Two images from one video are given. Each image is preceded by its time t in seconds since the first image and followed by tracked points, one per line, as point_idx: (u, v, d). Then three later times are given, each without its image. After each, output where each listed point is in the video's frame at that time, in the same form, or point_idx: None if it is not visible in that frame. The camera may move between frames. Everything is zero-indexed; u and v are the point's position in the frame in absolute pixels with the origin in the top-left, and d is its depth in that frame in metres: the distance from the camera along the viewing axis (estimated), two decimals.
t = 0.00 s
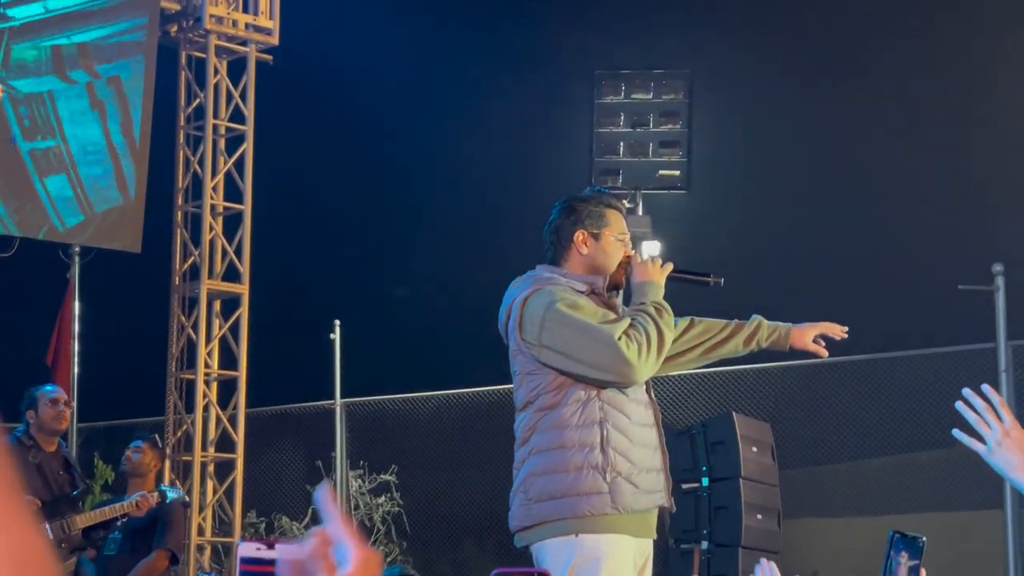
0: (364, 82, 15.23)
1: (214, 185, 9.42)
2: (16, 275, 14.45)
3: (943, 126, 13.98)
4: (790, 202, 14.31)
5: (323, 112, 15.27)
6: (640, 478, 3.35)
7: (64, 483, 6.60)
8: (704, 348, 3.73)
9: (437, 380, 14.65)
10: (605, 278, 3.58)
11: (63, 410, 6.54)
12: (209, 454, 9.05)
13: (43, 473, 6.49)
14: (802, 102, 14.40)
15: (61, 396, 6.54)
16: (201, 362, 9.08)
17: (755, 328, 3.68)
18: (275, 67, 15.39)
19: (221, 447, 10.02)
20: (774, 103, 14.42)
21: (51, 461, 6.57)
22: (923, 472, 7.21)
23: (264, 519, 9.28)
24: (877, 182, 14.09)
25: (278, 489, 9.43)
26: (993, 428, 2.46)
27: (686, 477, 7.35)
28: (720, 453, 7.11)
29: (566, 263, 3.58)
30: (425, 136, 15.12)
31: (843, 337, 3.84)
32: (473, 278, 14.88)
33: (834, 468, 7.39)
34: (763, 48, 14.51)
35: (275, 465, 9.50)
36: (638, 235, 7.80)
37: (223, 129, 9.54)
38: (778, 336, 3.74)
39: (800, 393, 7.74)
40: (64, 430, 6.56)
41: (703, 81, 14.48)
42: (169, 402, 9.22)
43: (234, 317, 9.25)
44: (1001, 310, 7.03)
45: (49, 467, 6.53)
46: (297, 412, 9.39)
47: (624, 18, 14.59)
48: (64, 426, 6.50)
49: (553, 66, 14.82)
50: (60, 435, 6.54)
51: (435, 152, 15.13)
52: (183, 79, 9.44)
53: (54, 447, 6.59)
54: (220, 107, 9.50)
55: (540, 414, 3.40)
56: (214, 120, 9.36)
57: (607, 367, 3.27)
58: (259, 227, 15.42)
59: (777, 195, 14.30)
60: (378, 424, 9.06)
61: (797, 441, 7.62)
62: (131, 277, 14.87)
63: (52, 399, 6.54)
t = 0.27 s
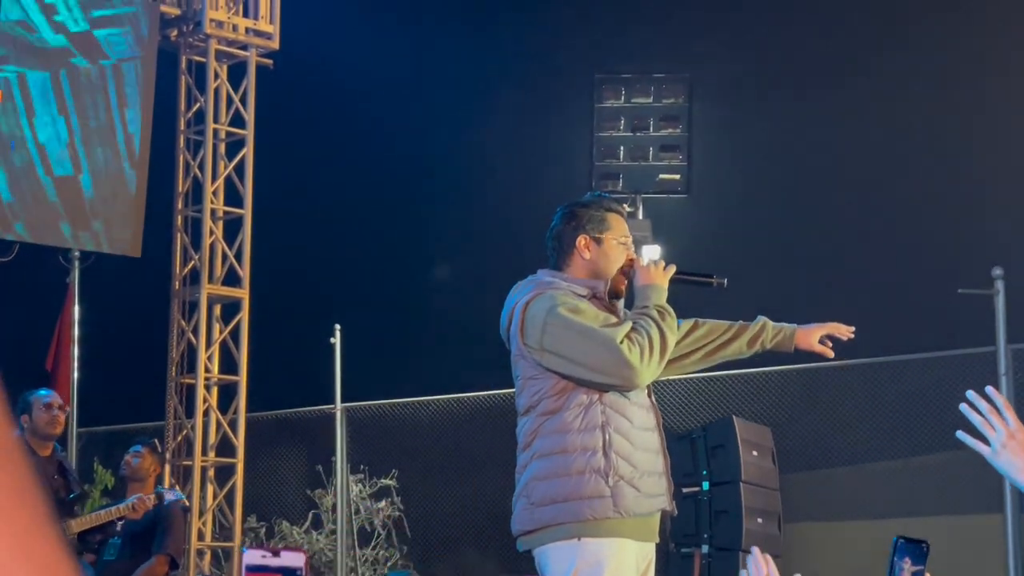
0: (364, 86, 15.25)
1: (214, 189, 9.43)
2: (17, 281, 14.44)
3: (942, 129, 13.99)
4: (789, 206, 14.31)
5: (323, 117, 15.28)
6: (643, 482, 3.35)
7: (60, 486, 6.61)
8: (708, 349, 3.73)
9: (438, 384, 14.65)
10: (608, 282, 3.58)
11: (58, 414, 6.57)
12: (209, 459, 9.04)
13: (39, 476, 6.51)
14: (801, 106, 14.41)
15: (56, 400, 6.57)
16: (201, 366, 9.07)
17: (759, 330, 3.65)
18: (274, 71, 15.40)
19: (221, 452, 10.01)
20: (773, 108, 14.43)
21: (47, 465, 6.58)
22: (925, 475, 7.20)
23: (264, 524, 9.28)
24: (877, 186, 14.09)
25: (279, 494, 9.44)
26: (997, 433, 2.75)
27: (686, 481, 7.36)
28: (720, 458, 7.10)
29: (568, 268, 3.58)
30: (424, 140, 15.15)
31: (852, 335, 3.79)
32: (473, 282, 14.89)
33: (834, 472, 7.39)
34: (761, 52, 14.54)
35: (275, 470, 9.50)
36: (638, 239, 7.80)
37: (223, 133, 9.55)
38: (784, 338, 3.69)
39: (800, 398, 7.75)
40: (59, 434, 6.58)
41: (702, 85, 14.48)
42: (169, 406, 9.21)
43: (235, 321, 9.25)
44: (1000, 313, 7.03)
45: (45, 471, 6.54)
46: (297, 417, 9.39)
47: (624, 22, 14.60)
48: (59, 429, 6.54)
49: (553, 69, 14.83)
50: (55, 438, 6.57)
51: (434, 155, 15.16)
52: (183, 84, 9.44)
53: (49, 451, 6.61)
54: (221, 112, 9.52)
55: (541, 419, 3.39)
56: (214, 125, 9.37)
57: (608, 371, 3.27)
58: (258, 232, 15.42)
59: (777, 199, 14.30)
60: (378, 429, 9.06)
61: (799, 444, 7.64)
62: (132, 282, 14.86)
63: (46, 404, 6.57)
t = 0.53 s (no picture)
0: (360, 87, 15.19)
1: (213, 194, 9.42)
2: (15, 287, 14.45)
3: (942, 132, 13.93)
4: (788, 210, 14.31)
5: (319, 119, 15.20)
6: (644, 488, 3.34)
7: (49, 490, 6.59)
8: (710, 354, 3.70)
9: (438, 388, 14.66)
10: (610, 287, 3.56)
11: (43, 417, 6.53)
12: (208, 464, 9.03)
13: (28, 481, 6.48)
14: (800, 109, 14.41)
15: (41, 404, 6.53)
16: (200, 371, 9.06)
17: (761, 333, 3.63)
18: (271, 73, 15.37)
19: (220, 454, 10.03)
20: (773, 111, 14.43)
21: (36, 468, 6.54)
22: (923, 481, 7.19)
23: (263, 528, 9.30)
24: (876, 190, 14.08)
25: (279, 497, 9.46)
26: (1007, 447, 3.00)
27: (685, 485, 7.35)
28: (719, 463, 7.09)
29: (569, 274, 3.57)
30: (422, 143, 15.20)
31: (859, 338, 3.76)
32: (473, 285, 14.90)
33: (834, 478, 7.39)
34: (761, 56, 14.53)
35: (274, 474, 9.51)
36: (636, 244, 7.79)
37: (223, 137, 9.54)
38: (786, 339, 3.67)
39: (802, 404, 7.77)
40: (45, 437, 6.55)
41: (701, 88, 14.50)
42: (168, 411, 9.20)
43: (234, 325, 9.24)
44: (1000, 317, 7.01)
45: (33, 474, 6.52)
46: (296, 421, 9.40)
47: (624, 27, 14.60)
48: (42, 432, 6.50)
49: (553, 74, 14.83)
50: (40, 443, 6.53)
51: (433, 159, 15.20)
52: (182, 88, 9.43)
53: (37, 455, 6.56)
54: (220, 116, 9.52)
55: (543, 423, 3.39)
56: (213, 129, 9.37)
57: (609, 374, 3.26)
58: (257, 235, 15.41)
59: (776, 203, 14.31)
60: (377, 434, 9.01)
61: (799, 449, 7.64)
62: (130, 287, 14.87)
63: (34, 407, 6.54)
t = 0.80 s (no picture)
0: (362, 95, 15.29)
1: (214, 200, 9.42)
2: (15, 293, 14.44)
3: (941, 139, 14.02)
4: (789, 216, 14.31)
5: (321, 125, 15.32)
6: (645, 494, 3.32)
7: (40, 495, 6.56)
8: (713, 357, 3.68)
9: (437, 394, 14.65)
10: (611, 292, 3.56)
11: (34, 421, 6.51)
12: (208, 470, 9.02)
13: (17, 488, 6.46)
14: (800, 115, 14.41)
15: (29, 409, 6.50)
16: (200, 377, 9.05)
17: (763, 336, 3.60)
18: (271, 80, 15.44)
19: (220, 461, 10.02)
20: (773, 117, 14.43)
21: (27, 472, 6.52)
22: (924, 487, 7.19)
23: (263, 534, 9.29)
24: (876, 196, 14.09)
25: (277, 503, 9.43)
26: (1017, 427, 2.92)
27: (684, 491, 7.20)
28: (720, 469, 7.05)
29: (570, 279, 3.57)
30: (420, 148, 15.15)
31: (867, 329, 3.73)
32: (472, 291, 14.90)
33: (834, 484, 7.39)
34: (760, 61, 14.51)
35: (273, 480, 9.50)
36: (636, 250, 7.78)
37: (222, 144, 9.55)
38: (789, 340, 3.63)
39: (803, 411, 7.77)
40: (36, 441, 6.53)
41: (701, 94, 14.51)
42: (168, 417, 9.19)
43: (234, 331, 9.24)
44: (1001, 324, 7.03)
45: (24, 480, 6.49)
46: (295, 427, 9.38)
47: (623, 33, 14.62)
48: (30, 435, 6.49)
49: (553, 80, 14.84)
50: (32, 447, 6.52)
51: (431, 163, 15.11)
52: (182, 94, 9.43)
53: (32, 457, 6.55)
54: (220, 123, 9.54)
55: (544, 429, 3.36)
56: (213, 135, 9.37)
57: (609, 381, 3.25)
58: (256, 241, 15.42)
59: (776, 209, 14.31)
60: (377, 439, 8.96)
61: (796, 456, 7.64)
62: (129, 294, 14.87)
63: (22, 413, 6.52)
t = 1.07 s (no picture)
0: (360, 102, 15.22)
1: (213, 206, 9.42)
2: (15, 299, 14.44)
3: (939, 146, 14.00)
4: (788, 222, 14.31)
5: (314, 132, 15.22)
6: (646, 503, 3.16)
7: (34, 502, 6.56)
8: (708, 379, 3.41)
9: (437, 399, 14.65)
10: (613, 298, 3.35)
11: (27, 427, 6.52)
12: (208, 476, 9.01)
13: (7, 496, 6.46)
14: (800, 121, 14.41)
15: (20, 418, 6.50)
16: (200, 383, 9.05)
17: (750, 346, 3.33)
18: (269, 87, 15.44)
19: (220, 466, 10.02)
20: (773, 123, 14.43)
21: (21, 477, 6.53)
22: (924, 495, 7.20)
23: (263, 539, 9.29)
24: (876, 201, 14.09)
25: (276, 508, 9.44)
26: None
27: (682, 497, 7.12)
28: (719, 476, 6.97)
29: (570, 287, 3.38)
30: (420, 155, 15.19)
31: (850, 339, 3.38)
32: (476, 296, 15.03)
33: (834, 490, 7.40)
34: (760, 69, 14.49)
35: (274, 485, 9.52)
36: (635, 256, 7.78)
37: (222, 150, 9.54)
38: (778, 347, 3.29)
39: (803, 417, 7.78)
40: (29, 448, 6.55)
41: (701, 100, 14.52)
42: (167, 422, 9.19)
43: (234, 337, 9.24)
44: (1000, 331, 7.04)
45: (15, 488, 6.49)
46: (293, 433, 9.38)
47: (623, 39, 14.63)
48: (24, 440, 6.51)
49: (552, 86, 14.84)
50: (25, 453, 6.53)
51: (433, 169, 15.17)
52: (182, 100, 9.44)
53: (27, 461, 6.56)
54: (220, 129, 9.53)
55: (544, 436, 3.21)
56: (212, 141, 9.38)
57: (596, 389, 3.08)
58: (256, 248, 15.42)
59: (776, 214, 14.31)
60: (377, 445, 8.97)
61: (794, 463, 7.64)
62: (129, 300, 14.85)
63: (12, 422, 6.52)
